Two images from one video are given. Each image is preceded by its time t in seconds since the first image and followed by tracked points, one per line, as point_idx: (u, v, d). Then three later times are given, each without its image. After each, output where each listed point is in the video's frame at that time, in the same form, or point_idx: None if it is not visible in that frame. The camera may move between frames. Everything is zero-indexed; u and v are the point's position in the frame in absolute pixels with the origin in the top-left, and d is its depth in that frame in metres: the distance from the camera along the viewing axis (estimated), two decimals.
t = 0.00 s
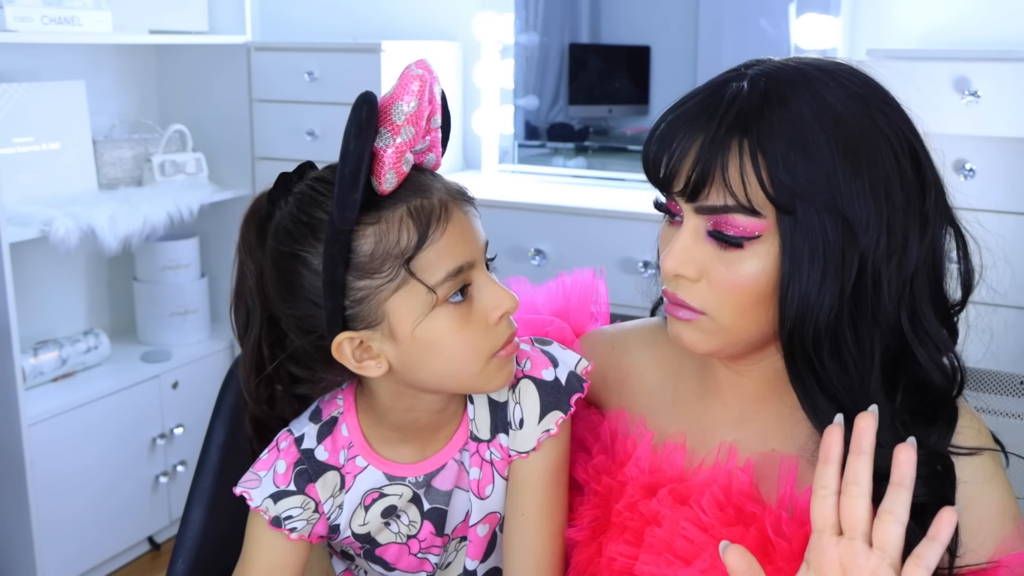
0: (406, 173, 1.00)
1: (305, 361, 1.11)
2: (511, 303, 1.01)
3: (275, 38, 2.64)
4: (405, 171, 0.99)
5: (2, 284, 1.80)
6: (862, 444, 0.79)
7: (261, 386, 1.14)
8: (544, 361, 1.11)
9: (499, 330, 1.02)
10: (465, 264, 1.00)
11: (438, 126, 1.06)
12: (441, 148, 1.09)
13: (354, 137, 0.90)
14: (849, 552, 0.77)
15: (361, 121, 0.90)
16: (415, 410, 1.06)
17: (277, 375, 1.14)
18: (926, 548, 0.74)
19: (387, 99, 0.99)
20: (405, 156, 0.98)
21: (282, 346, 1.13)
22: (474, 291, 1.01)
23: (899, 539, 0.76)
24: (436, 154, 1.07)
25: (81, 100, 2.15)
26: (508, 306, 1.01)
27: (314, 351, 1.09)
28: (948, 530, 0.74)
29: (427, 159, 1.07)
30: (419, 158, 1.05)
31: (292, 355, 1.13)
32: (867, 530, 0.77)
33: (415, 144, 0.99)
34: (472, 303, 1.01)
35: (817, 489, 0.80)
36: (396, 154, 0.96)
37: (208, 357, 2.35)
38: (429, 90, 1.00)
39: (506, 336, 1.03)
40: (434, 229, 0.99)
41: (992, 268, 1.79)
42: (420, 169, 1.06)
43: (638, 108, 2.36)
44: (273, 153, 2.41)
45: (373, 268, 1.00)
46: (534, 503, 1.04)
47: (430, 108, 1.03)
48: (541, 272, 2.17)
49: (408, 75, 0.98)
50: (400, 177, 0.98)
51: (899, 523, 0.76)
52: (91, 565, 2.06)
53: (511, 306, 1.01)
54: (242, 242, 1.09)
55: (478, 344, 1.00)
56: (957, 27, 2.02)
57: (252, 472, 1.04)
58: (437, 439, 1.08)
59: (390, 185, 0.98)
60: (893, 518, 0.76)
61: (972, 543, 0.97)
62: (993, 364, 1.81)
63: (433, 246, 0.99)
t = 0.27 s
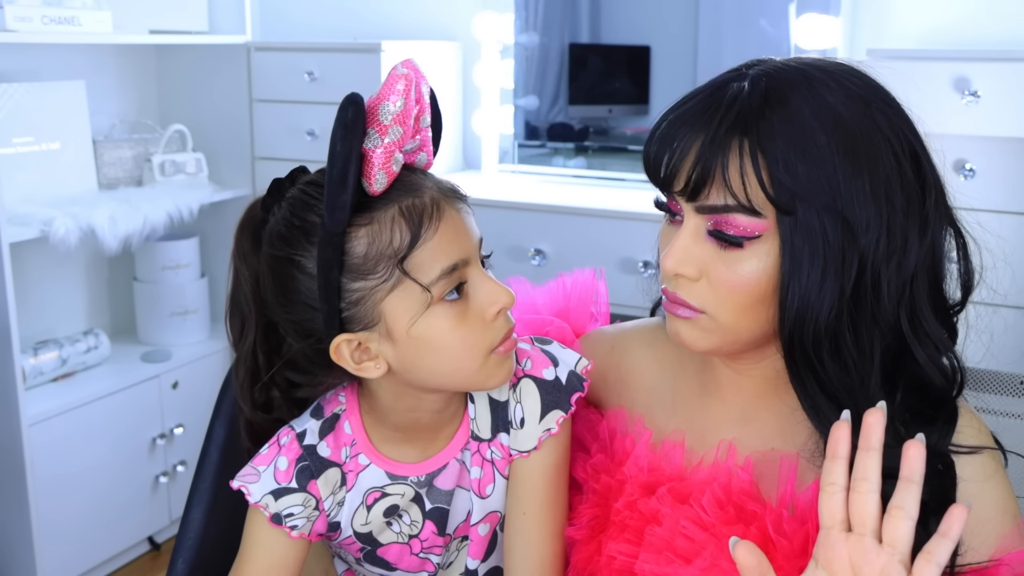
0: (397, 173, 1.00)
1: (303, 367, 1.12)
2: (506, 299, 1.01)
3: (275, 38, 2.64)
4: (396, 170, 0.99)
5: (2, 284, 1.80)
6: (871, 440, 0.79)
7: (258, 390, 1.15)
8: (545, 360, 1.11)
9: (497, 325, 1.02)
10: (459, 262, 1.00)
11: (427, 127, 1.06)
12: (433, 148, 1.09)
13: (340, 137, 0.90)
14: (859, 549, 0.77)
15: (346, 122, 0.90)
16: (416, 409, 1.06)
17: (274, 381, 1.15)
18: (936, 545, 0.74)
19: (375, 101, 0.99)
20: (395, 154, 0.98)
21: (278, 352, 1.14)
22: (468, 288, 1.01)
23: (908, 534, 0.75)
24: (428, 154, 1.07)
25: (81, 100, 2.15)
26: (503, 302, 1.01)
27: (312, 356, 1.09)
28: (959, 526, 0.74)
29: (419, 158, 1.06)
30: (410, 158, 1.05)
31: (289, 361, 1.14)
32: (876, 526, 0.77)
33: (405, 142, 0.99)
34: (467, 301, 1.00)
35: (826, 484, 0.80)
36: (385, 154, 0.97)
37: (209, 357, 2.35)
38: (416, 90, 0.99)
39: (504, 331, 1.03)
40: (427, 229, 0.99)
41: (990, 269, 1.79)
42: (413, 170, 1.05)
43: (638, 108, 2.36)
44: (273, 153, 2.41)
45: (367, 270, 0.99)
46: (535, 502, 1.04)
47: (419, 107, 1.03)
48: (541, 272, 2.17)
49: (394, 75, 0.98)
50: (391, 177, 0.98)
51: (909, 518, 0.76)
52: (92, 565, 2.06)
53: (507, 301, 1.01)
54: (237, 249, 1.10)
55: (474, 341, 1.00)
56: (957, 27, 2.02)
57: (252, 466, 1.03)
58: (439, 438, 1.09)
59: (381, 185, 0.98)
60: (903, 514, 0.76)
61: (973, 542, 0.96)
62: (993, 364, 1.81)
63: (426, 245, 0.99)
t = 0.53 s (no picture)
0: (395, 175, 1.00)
1: (302, 379, 1.11)
2: (509, 296, 1.02)
3: (275, 38, 2.64)
4: (394, 173, 0.99)
5: (2, 284, 1.80)
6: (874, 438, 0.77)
7: (258, 403, 1.14)
8: (551, 363, 1.12)
9: (501, 324, 1.02)
10: (461, 263, 1.00)
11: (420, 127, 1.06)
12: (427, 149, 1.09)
13: (340, 137, 0.90)
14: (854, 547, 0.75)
15: (344, 126, 0.90)
16: (419, 411, 1.06)
17: (273, 396, 1.14)
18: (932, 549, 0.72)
19: (369, 103, 0.98)
20: (393, 157, 0.98)
21: (279, 367, 1.13)
22: (471, 289, 1.01)
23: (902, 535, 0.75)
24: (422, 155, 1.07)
25: (81, 100, 2.15)
26: (507, 300, 1.01)
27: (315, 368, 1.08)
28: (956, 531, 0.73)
29: (414, 161, 1.07)
30: (406, 161, 1.06)
31: (289, 375, 1.13)
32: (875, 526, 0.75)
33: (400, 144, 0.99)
34: (470, 302, 1.01)
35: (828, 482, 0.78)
36: (383, 157, 0.96)
37: (209, 357, 2.35)
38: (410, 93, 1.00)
39: (508, 329, 1.03)
40: (430, 231, 0.99)
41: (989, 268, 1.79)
42: (411, 173, 1.06)
43: (638, 108, 2.36)
44: (273, 153, 2.41)
45: (369, 274, 1.00)
46: (538, 503, 1.05)
47: (412, 110, 1.04)
48: (541, 272, 2.17)
49: (388, 78, 0.98)
50: (388, 180, 0.98)
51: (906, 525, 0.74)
52: (92, 565, 2.06)
53: (510, 299, 1.01)
54: (233, 260, 1.09)
55: (478, 342, 1.00)
56: (957, 27, 2.02)
57: (257, 481, 1.03)
58: (445, 441, 1.09)
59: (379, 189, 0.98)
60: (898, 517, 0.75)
61: (972, 538, 0.98)
62: (992, 364, 1.81)
63: (427, 245, 0.99)
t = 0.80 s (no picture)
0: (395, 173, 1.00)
1: (306, 380, 1.11)
2: (511, 292, 1.02)
3: (275, 38, 2.64)
4: (394, 171, 0.99)
5: (2, 284, 1.80)
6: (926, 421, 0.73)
7: (259, 403, 1.15)
8: (554, 364, 1.12)
9: (504, 320, 1.02)
10: (462, 259, 1.01)
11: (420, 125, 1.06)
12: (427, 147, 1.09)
13: (337, 135, 0.90)
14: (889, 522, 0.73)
15: (342, 126, 0.90)
16: (422, 412, 1.06)
17: (276, 396, 1.15)
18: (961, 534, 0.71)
19: (367, 102, 0.98)
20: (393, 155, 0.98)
21: (282, 368, 1.14)
22: (472, 285, 1.01)
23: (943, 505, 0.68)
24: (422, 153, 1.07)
25: (81, 100, 2.15)
26: (508, 296, 1.01)
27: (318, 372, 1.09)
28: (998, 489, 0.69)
29: (415, 159, 1.07)
30: (406, 159, 1.06)
31: (292, 375, 1.14)
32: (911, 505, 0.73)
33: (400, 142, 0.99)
34: (472, 299, 1.01)
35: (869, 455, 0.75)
36: (382, 155, 0.96)
37: (209, 357, 2.35)
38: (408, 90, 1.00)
39: (512, 324, 1.03)
40: (430, 228, 1.00)
41: (988, 268, 1.79)
42: (411, 171, 1.06)
43: (638, 108, 2.36)
44: (273, 153, 2.41)
45: (371, 272, 1.00)
46: (542, 503, 1.05)
47: (411, 109, 1.03)
48: (541, 272, 2.17)
49: (386, 77, 0.98)
50: (388, 179, 0.98)
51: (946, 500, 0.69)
52: (92, 565, 2.06)
53: (512, 295, 1.02)
54: (238, 261, 1.10)
55: (479, 340, 1.00)
56: (957, 27, 2.02)
57: (259, 475, 1.04)
58: (447, 440, 1.09)
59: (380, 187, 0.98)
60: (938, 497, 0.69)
61: (978, 529, 0.99)
62: (992, 363, 1.81)
63: (428, 243, 0.99)
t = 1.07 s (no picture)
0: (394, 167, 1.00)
1: (309, 376, 1.13)
2: (511, 286, 1.02)
3: (275, 38, 2.64)
4: (393, 165, 0.99)
5: (2, 284, 1.80)
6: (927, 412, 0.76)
7: (261, 399, 1.15)
8: (556, 363, 1.12)
9: (505, 313, 1.02)
10: (462, 251, 1.01)
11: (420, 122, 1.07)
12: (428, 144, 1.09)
13: (332, 124, 0.90)
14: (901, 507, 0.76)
15: (336, 118, 0.91)
16: (422, 408, 1.07)
17: (279, 392, 1.15)
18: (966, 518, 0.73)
19: (364, 98, 0.99)
20: (391, 149, 0.98)
21: (285, 364, 1.14)
22: (472, 278, 1.01)
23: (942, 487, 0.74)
24: (423, 150, 1.08)
25: (81, 100, 2.15)
26: (508, 289, 1.01)
27: (321, 372, 1.11)
28: (971, 441, 0.72)
29: (415, 156, 1.07)
30: (406, 156, 1.06)
31: (295, 371, 1.14)
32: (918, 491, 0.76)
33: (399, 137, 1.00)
34: (472, 291, 1.01)
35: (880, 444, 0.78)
36: (380, 150, 0.97)
37: (209, 357, 2.35)
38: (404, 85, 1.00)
39: (512, 319, 1.03)
40: (427, 221, 1.00)
41: (988, 268, 1.79)
42: (410, 167, 1.06)
43: (638, 108, 2.36)
44: (273, 153, 2.41)
45: (369, 265, 1.00)
46: (542, 501, 1.05)
47: (409, 105, 1.04)
48: (541, 272, 2.17)
49: (382, 72, 0.99)
50: (387, 173, 0.99)
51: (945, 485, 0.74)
52: (92, 565, 2.06)
53: (513, 288, 1.02)
54: (244, 259, 1.09)
55: (479, 332, 1.00)
56: (956, 27, 2.02)
57: (261, 474, 1.04)
58: (447, 435, 1.08)
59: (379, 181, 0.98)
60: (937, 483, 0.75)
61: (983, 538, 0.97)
62: (992, 364, 1.81)
63: (426, 236, 0.99)
